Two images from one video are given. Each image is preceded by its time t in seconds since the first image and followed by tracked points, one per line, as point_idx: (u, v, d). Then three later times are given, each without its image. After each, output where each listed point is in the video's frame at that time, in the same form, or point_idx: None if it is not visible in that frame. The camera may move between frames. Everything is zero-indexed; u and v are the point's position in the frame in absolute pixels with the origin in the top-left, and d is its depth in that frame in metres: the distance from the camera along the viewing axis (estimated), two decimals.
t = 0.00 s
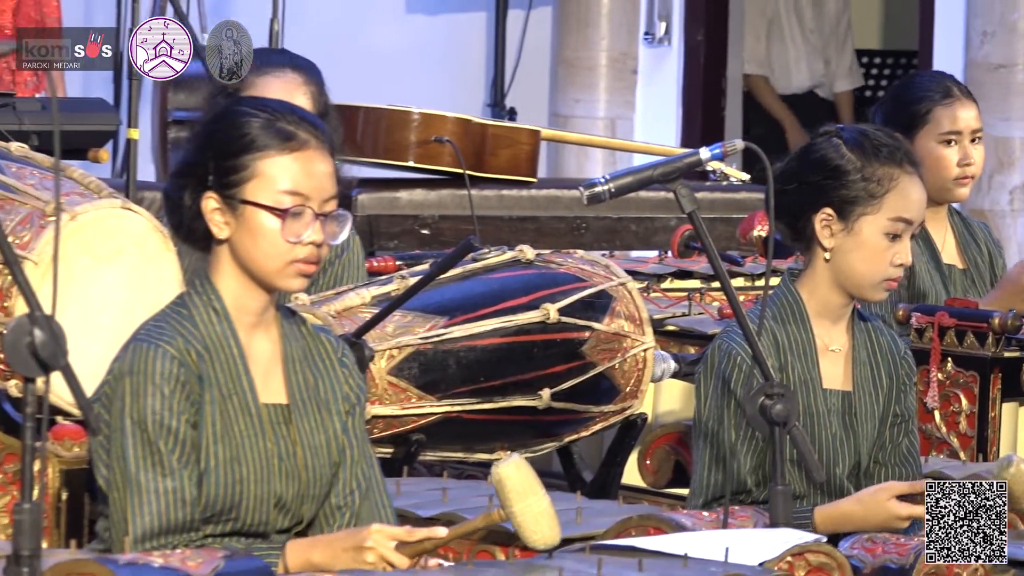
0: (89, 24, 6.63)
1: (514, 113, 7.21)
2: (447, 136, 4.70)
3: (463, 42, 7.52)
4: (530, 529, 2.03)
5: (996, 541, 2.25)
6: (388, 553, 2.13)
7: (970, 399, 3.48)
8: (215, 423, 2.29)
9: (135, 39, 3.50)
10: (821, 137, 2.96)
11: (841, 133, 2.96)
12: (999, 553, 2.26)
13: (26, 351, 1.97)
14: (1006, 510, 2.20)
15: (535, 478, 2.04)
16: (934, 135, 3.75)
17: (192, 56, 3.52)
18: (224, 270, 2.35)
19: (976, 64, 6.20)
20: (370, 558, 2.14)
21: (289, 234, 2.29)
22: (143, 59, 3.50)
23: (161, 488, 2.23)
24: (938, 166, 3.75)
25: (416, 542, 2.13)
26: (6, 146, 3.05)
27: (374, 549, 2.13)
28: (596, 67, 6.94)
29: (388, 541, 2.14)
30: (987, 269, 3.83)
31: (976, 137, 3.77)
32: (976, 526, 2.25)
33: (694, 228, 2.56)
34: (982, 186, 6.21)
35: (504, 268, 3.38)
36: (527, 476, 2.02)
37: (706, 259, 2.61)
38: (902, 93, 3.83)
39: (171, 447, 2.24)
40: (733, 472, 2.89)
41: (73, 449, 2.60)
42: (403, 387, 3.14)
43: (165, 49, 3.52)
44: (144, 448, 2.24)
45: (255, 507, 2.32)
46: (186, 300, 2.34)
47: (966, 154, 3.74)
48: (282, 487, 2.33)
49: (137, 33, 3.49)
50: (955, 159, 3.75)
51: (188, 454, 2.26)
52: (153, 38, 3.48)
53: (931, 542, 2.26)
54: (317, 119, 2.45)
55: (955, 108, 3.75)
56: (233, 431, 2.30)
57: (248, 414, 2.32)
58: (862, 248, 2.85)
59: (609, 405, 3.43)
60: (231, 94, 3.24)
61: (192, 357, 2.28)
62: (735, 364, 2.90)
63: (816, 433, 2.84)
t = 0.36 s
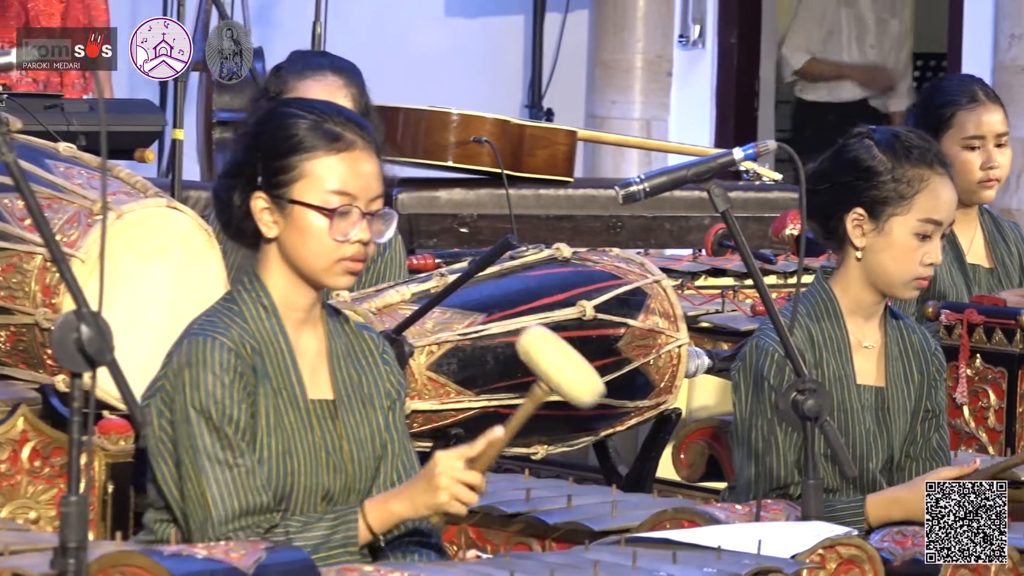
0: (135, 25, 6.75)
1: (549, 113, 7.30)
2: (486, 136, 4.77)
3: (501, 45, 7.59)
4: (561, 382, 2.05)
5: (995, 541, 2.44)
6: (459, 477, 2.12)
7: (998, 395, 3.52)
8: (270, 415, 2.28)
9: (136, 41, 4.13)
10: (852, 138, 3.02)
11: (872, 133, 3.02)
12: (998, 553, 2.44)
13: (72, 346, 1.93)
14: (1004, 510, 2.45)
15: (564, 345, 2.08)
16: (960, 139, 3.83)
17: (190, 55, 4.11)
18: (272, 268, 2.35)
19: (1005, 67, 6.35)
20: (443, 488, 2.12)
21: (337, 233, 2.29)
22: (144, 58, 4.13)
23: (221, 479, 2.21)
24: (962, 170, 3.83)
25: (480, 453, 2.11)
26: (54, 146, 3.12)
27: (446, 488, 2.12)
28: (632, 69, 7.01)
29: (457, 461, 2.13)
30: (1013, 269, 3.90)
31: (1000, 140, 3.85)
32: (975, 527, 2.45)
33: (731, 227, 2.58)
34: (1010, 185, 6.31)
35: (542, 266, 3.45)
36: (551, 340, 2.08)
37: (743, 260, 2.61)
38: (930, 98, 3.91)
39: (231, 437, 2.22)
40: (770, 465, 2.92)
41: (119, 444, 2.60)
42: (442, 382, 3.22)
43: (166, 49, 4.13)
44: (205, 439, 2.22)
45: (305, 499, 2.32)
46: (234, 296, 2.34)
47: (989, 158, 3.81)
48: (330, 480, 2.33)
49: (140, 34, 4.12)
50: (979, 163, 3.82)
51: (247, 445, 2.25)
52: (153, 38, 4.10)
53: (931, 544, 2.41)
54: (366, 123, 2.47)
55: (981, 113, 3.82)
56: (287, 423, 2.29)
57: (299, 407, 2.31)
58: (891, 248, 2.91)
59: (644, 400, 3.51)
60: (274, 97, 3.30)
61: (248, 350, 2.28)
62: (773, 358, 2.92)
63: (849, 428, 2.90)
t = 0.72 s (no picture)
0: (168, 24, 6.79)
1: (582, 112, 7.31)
2: (518, 135, 4.78)
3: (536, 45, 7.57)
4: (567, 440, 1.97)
5: (996, 541, 2.37)
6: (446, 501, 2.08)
7: None
8: (296, 418, 2.25)
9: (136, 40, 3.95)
10: (880, 137, 3.02)
11: (897, 132, 3.03)
12: (998, 553, 2.37)
13: (105, 346, 1.89)
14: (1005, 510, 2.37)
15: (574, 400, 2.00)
16: (983, 139, 3.81)
17: (190, 55, 3.94)
18: (307, 268, 2.34)
19: None
20: (429, 509, 2.08)
21: (370, 231, 2.28)
22: (143, 58, 3.95)
23: (244, 480, 2.18)
24: (985, 170, 3.82)
25: (472, 486, 2.08)
26: (87, 144, 3.14)
27: (432, 499, 2.08)
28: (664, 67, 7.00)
29: (447, 489, 2.08)
30: None
31: None
32: (975, 526, 2.38)
33: (764, 227, 2.55)
34: None
35: (574, 265, 3.46)
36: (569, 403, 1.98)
37: (775, 260, 2.58)
38: (956, 98, 3.89)
39: (254, 440, 2.20)
40: (801, 465, 2.91)
41: (151, 442, 2.62)
42: (474, 380, 3.23)
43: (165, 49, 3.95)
44: (227, 439, 2.19)
45: (334, 500, 2.29)
46: (267, 296, 2.33)
47: (1011, 159, 3.80)
48: (358, 481, 2.31)
49: (138, 34, 3.94)
50: (1002, 163, 3.81)
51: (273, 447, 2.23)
52: (153, 38, 3.92)
53: (931, 542, 2.38)
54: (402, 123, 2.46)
55: (1007, 115, 3.80)
56: (314, 425, 2.27)
57: (327, 409, 2.29)
58: (914, 245, 2.90)
59: (676, 399, 3.51)
60: (306, 94, 3.32)
61: (275, 352, 2.25)
62: (803, 359, 2.92)
63: (880, 427, 2.88)
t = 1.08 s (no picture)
0: (201, 23, 6.82)
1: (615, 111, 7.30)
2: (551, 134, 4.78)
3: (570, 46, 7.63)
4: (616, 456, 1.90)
5: (995, 541, 2.32)
6: (482, 508, 2.04)
7: None
8: (320, 417, 2.23)
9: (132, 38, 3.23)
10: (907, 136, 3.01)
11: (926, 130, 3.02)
12: (998, 553, 2.32)
13: (137, 344, 1.87)
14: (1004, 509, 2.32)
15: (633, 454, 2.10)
16: (1004, 133, 3.78)
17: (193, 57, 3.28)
18: (330, 267, 2.30)
19: None
20: (464, 516, 2.05)
21: (390, 230, 2.23)
22: (142, 59, 3.23)
23: (268, 479, 2.17)
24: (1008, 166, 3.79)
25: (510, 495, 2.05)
26: (120, 143, 3.17)
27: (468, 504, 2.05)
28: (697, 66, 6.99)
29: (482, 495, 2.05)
30: None
31: None
32: (975, 526, 2.32)
33: (795, 226, 2.52)
34: None
35: (605, 264, 3.48)
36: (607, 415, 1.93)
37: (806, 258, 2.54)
38: (978, 93, 3.87)
39: (276, 440, 2.18)
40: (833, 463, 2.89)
41: (184, 440, 2.64)
42: (506, 379, 3.24)
43: (165, 52, 3.28)
44: (250, 440, 2.18)
45: (360, 499, 2.26)
46: (293, 295, 2.30)
47: None
48: (384, 480, 2.28)
49: (137, 34, 3.26)
50: None
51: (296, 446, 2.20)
52: (153, 38, 3.26)
53: (931, 542, 2.29)
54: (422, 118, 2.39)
55: None
56: (338, 424, 2.24)
57: (351, 409, 2.26)
58: (954, 244, 2.88)
59: (709, 399, 3.53)
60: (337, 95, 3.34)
61: (299, 351, 2.23)
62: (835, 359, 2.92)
63: (911, 425, 2.87)
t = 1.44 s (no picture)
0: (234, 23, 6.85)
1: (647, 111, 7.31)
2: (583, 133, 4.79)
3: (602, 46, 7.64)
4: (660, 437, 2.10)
5: (995, 541, 2.37)
6: (529, 495, 2.04)
7: None
8: (359, 416, 2.23)
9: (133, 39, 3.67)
10: (938, 134, 3.01)
11: (957, 129, 3.01)
12: (997, 553, 2.37)
13: (169, 342, 1.87)
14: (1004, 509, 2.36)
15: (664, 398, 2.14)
16: None
17: (191, 56, 3.74)
18: (366, 269, 2.31)
19: None
20: (511, 503, 2.04)
21: (422, 235, 2.21)
22: (143, 59, 3.69)
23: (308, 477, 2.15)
24: None
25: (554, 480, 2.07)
26: (153, 142, 3.20)
27: (515, 490, 2.04)
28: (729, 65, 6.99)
29: (530, 481, 2.04)
30: None
31: None
32: (975, 526, 2.36)
33: (826, 224, 2.49)
34: None
35: (638, 263, 3.49)
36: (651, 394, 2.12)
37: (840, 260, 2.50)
38: (1009, 89, 3.86)
39: (314, 438, 2.17)
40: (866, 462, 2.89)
41: (217, 439, 2.66)
42: (538, 378, 3.24)
43: (165, 50, 3.74)
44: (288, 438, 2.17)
45: (395, 498, 2.26)
46: (328, 294, 2.31)
47: None
48: (420, 478, 2.28)
49: (137, 34, 3.68)
50: None
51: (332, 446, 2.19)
52: (154, 39, 3.69)
53: (931, 543, 2.32)
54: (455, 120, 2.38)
55: None
56: (375, 423, 2.24)
57: (388, 408, 2.26)
58: (975, 243, 2.87)
59: (741, 398, 3.56)
60: (375, 94, 3.37)
61: (337, 350, 2.23)
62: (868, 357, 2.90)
63: (946, 424, 2.87)
